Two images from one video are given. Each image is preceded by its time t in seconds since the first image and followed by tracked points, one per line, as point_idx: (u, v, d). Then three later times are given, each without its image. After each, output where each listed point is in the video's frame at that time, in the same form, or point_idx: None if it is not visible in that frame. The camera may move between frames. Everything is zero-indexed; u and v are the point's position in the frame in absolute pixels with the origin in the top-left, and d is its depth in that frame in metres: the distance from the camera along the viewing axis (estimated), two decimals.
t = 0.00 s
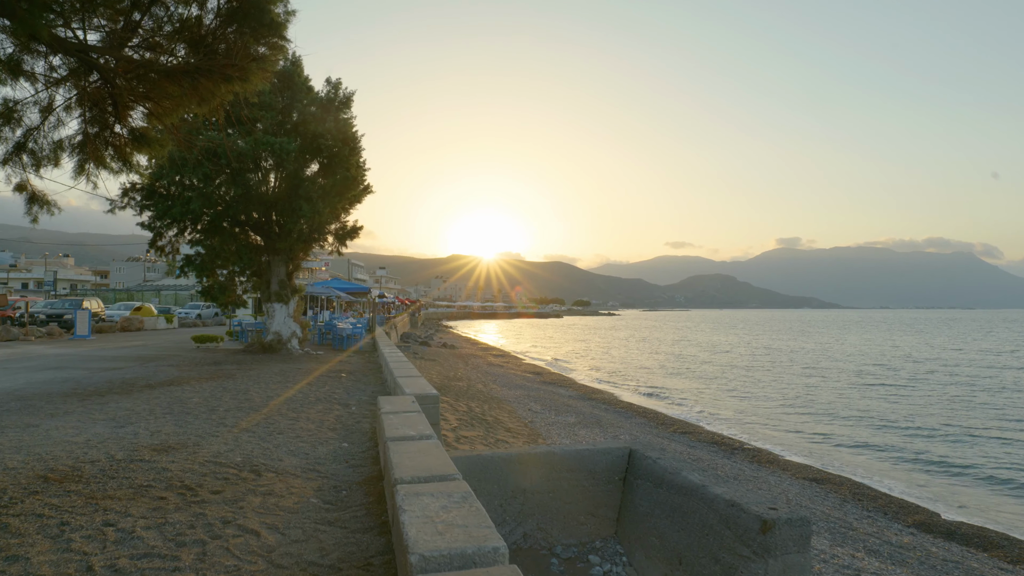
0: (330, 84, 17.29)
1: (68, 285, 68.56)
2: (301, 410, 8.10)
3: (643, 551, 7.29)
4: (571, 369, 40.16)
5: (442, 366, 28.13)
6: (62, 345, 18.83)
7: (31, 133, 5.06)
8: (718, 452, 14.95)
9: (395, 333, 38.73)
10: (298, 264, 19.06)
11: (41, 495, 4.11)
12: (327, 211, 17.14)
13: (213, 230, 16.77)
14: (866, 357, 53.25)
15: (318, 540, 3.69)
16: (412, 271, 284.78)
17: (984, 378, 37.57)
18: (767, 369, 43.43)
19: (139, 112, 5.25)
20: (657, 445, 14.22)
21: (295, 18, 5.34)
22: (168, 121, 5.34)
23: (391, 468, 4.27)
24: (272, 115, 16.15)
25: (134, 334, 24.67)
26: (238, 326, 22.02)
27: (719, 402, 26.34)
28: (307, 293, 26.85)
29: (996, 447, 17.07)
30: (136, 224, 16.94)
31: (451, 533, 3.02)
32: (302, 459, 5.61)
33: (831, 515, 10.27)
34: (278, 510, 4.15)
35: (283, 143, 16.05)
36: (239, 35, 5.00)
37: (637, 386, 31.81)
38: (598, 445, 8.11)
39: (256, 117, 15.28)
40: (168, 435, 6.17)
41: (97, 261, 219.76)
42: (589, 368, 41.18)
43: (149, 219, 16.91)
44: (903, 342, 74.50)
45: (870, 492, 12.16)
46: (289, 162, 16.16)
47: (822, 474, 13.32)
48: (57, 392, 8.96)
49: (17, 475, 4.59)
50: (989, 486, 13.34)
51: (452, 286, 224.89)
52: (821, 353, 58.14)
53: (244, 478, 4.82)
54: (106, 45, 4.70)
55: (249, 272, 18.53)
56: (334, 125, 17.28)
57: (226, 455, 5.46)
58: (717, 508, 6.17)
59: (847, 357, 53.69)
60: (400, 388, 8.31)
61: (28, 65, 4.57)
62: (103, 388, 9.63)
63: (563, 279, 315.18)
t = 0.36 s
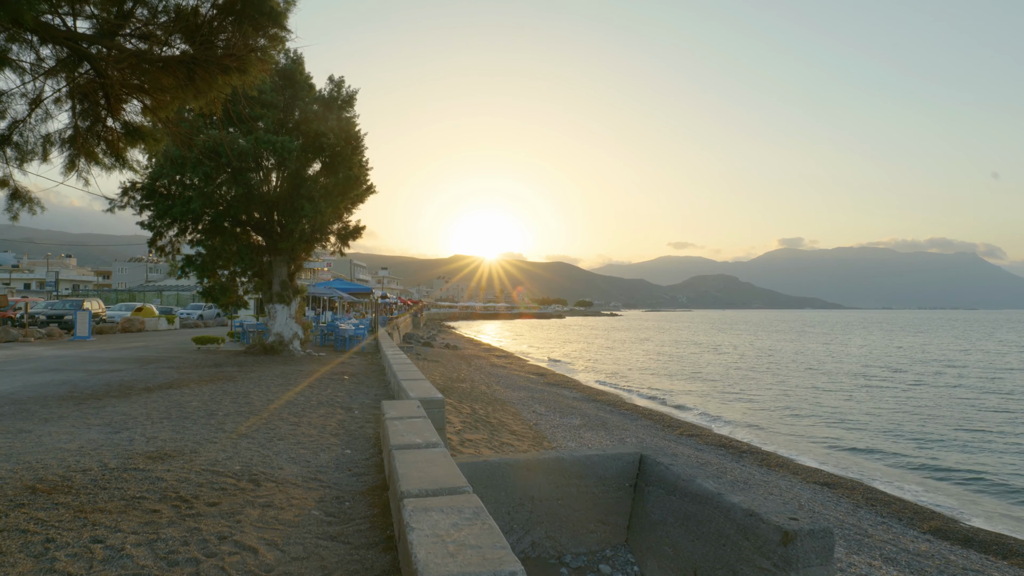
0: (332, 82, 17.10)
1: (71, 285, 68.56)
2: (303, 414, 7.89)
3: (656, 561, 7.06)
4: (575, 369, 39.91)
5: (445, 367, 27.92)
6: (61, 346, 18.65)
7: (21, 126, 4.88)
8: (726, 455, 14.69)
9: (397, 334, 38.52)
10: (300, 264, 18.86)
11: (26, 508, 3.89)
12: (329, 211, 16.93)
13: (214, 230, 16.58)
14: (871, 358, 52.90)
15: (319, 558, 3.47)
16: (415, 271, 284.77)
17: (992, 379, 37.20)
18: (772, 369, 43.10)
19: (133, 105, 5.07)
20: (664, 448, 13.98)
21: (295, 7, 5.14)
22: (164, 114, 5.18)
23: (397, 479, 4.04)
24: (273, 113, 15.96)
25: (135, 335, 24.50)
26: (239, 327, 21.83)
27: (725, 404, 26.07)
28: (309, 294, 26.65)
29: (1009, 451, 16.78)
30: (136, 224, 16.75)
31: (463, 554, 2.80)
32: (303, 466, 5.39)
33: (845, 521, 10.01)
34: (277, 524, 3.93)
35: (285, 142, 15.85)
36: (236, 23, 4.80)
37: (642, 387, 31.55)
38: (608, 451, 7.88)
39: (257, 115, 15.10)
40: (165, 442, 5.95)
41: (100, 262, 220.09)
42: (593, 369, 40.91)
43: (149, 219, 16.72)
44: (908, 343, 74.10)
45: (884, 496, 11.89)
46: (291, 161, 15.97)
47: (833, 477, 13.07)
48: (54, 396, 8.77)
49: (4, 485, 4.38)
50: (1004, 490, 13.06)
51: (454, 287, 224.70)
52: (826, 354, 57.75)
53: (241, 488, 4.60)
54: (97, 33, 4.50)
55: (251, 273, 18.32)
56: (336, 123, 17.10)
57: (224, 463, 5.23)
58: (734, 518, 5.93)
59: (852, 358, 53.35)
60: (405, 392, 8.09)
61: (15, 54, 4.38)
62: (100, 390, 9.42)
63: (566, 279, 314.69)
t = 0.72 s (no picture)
0: (332, 76, 16.82)
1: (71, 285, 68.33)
2: (302, 415, 7.64)
3: (668, 568, 6.81)
4: (578, 369, 39.64)
5: (447, 366, 27.67)
6: (59, 345, 18.43)
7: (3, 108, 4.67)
8: (734, 456, 14.41)
9: (399, 332, 38.26)
10: (300, 262, 18.63)
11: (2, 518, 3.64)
12: (329, 207, 16.72)
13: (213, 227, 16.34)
14: (875, 358, 52.53)
15: (315, 572, 3.21)
16: (416, 270, 284.67)
17: (999, 379, 36.81)
18: (776, 369, 42.77)
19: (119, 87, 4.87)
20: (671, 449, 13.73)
21: None
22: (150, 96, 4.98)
23: (399, 487, 3.79)
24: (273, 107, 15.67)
25: (134, 334, 24.27)
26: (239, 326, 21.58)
27: (730, 403, 25.78)
28: (310, 292, 26.40)
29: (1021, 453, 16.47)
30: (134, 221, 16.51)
31: (472, 572, 2.54)
32: (300, 471, 5.14)
33: (859, 523, 9.74)
34: (270, 536, 3.67)
35: (285, 137, 15.61)
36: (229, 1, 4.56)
37: (645, 386, 31.29)
38: (617, 452, 7.63)
39: (256, 110, 14.85)
40: (156, 445, 5.69)
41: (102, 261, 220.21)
42: (596, 368, 40.65)
43: (147, 216, 16.49)
44: (912, 342, 73.77)
45: (897, 498, 11.60)
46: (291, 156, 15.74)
47: (844, 479, 12.80)
48: (45, 396, 8.53)
49: None
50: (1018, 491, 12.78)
51: (456, 286, 224.38)
52: (830, 353, 57.34)
53: (235, 495, 4.35)
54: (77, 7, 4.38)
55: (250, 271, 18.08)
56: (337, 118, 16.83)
57: (216, 468, 4.98)
58: (751, 524, 5.68)
59: (856, 357, 53.01)
60: (406, 392, 7.83)
61: None
62: (93, 391, 9.17)
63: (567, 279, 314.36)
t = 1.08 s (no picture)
0: (333, 72, 16.60)
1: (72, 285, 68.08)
2: (302, 419, 7.37)
3: None
4: (581, 368, 39.34)
5: (450, 367, 27.40)
6: (57, 345, 18.20)
7: None
8: (743, 458, 14.12)
9: (401, 332, 38.01)
10: (302, 262, 18.38)
11: None
12: (331, 206, 16.49)
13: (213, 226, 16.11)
14: (880, 357, 52.13)
15: None
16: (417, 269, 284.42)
17: (1007, 378, 36.38)
18: (781, 368, 42.42)
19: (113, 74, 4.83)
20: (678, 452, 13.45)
21: None
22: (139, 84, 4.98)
23: (406, 502, 3.53)
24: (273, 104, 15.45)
25: (134, 334, 24.03)
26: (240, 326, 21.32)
27: (736, 404, 25.46)
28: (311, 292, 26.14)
29: None
30: (133, 220, 16.26)
31: None
32: (300, 480, 4.87)
33: (876, 529, 9.46)
34: (269, 555, 3.41)
35: (285, 134, 15.37)
36: None
37: (650, 386, 30.97)
38: (629, 458, 7.36)
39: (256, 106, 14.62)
40: (150, 452, 5.44)
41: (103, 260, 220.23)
42: (599, 368, 40.37)
43: (146, 215, 16.24)
44: (916, 341, 73.32)
45: (912, 502, 11.31)
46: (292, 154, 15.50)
47: (856, 482, 12.51)
48: (39, 399, 8.29)
49: None
50: None
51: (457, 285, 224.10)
52: (835, 352, 56.91)
53: (232, 508, 4.09)
54: None
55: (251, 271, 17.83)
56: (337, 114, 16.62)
57: (213, 477, 4.72)
58: (774, 536, 5.42)
59: (861, 357, 52.60)
60: (410, 395, 7.56)
61: None
62: (88, 393, 8.92)
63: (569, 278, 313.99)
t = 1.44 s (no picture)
0: (335, 66, 16.34)
1: (73, 283, 67.84)
2: (305, 420, 7.13)
3: None
4: (584, 367, 39.07)
5: (453, 365, 27.16)
6: (56, 343, 17.99)
7: None
8: (752, 459, 13.86)
9: (402, 330, 37.76)
10: (303, 259, 18.15)
11: None
12: (333, 202, 16.25)
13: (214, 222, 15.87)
14: (885, 355, 51.68)
15: None
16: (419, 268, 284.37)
17: (1014, 377, 35.95)
18: (785, 367, 42.08)
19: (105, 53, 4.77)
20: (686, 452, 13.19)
21: None
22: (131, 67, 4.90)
23: (418, 513, 3.29)
24: (274, 97, 15.21)
25: (134, 333, 23.82)
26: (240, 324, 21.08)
27: (742, 402, 25.19)
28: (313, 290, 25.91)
29: None
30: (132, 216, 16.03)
31: None
32: (303, 486, 4.61)
33: (893, 531, 9.18)
34: (270, 570, 3.16)
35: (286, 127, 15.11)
36: None
37: (654, 384, 30.69)
38: (642, 460, 7.11)
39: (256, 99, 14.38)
40: (146, 455, 5.20)
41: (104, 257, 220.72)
42: (601, 366, 40.12)
43: (144, 210, 16.01)
44: (920, 340, 72.92)
45: (927, 503, 11.03)
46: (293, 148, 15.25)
47: (868, 483, 12.24)
48: (34, 398, 8.07)
49: None
50: None
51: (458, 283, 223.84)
52: (839, 350, 56.49)
53: (231, 516, 3.85)
54: None
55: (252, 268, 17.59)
56: (339, 109, 16.35)
57: (210, 483, 4.46)
58: (799, 544, 5.21)
59: (866, 355, 52.16)
60: (416, 395, 7.31)
61: None
62: (85, 393, 8.70)
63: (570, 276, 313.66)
